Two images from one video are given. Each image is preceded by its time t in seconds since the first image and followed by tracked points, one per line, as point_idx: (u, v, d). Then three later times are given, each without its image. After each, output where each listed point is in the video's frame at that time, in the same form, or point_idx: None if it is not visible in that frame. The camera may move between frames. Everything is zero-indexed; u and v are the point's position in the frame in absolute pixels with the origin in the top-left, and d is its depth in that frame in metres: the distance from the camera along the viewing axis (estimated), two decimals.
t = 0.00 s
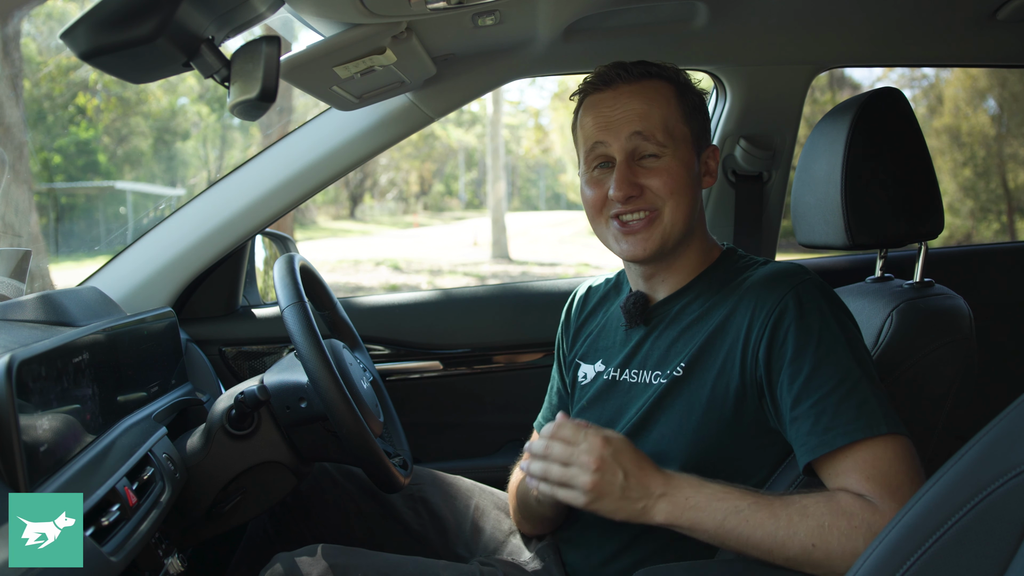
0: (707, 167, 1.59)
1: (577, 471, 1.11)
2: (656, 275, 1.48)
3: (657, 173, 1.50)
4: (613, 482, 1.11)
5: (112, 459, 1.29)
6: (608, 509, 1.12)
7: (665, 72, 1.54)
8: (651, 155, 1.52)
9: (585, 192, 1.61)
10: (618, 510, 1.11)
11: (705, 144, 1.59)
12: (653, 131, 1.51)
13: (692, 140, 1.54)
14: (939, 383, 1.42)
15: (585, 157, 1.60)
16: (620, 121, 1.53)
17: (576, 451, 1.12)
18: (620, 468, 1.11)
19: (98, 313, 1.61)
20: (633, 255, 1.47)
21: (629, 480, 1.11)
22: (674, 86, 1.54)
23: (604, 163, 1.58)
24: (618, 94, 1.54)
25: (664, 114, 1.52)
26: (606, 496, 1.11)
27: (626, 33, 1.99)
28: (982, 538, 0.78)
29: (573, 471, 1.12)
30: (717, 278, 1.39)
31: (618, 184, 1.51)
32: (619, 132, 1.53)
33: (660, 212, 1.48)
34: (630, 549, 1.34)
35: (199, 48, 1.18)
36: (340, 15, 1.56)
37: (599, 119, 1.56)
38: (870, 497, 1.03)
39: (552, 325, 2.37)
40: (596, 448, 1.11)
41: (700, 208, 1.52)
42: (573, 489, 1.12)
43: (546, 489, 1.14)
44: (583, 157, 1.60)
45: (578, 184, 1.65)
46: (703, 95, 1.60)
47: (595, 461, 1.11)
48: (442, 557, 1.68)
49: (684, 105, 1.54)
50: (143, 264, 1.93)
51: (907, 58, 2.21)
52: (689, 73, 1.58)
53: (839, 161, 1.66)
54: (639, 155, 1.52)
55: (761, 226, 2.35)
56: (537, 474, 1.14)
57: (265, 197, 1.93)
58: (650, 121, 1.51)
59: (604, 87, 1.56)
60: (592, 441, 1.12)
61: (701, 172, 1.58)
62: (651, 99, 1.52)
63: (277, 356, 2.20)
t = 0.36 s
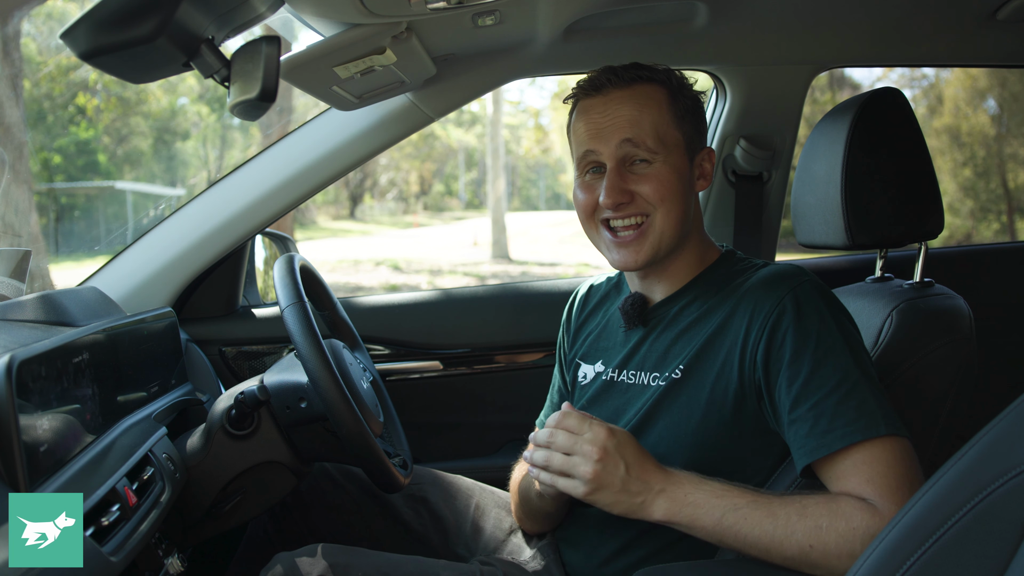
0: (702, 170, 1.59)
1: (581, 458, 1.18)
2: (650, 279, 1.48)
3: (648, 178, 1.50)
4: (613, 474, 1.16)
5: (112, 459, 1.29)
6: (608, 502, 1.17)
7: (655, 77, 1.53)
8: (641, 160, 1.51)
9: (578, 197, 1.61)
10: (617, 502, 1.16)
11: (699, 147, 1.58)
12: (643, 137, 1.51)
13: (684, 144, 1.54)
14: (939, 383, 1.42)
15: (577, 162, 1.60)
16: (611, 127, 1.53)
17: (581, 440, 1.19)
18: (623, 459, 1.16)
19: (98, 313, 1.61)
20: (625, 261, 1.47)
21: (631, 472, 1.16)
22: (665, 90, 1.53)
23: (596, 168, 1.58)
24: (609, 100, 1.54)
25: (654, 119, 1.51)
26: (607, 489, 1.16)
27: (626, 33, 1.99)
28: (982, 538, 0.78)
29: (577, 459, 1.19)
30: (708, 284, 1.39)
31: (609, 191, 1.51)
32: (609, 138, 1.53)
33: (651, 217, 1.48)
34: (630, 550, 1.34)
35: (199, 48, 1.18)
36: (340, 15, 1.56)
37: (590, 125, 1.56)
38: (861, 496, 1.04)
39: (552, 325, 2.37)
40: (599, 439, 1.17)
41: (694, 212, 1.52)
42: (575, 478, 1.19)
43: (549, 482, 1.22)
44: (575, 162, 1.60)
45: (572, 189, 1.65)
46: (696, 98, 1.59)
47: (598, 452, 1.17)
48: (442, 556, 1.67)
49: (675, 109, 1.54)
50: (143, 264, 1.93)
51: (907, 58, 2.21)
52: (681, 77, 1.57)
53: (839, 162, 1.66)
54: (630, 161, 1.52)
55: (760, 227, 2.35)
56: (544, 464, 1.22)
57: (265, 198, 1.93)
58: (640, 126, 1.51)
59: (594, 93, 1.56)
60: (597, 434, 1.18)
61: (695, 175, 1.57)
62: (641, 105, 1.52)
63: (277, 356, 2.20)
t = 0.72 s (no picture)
0: (706, 167, 1.58)
1: (566, 502, 1.16)
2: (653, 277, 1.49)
3: (649, 175, 1.50)
4: (601, 510, 1.14)
5: (112, 459, 1.29)
6: (603, 539, 1.15)
7: (660, 73, 1.53)
8: (643, 156, 1.52)
9: (581, 192, 1.63)
10: (612, 537, 1.15)
11: (703, 143, 1.57)
12: (645, 133, 1.51)
13: (687, 141, 1.53)
14: (939, 383, 1.41)
15: (581, 157, 1.61)
16: (613, 123, 1.53)
17: (563, 484, 1.17)
18: (608, 493, 1.15)
19: (98, 313, 1.61)
20: (626, 258, 1.49)
21: (618, 507, 1.15)
22: (670, 86, 1.53)
23: (600, 163, 1.59)
24: (613, 95, 1.54)
25: (657, 115, 1.51)
26: (599, 527, 1.15)
27: (626, 33, 1.99)
28: (982, 538, 0.78)
29: (562, 502, 1.17)
30: (710, 283, 1.40)
31: (609, 186, 1.52)
32: (612, 134, 1.54)
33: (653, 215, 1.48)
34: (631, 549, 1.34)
35: (199, 48, 1.18)
36: (340, 15, 1.56)
37: (594, 120, 1.56)
38: (860, 496, 1.04)
39: (552, 325, 2.37)
40: (580, 481, 1.16)
41: (696, 209, 1.51)
42: (565, 521, 1.17)
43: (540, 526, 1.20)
44: (579, 157, 1.61)
45: (576, 183, 1.66)
46: (702, 93, 1.58)
47: (582, 492, 1.15)
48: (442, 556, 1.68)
49: (679, 106, 1.53)
50: (143, 264, 1.93)
51: (907, 58, 2.21)
52: (687, 72, 1.57)
53: (840, 162, 1.66)
54: (633, 156, 1.52)
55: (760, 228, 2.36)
56: (531, 508, 1.20)
57: (265, 198, 1.93)
58: (642, 123, 1.51)
59: (599, 87, 1.56)
60: (578, 473, 1.16)
61: (698, 172, 1.56)
62: (645, 100, 1.52)
63: (277, 356, 2.20)
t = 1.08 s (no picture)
0: (721, 167, 1.58)
1: (568, 496, 1.21)
2: (660, 271, 1.50)
3: (667, 172, 1.50)
4: (602, 505, 1.18)
5: (112, 459, 1.29)
6: (603, 533, 1.19)
7: (684, 71, 1.52)
8: (662, 153, 1.52)
9: (596, 185, 1.62)
10: (613, 531, 1.18)
11: (720, 143, 1.57)
12: (665, 130, 1.51)
13: (706, 140, 1.53)
14: (939, 383, 1.41)
15: (598, 150, 1.61)
16: (634, 118, 1.53)
17: (564, 478, 1.22)
18: (609, 489, 1.18)
19: (98, 314, 1.61)
20: (636, 252, 1.49)
21: (619, 502, 1.17)
22: (693, 85, 1.53)
23: (617, 157, 1.59)
24: (635, 90, 1.54)
25: (678, 112, 1.51)
26: (598, 521, 1.19)
27: (626, 33, 1.99)
28: (982, 538, 0.78)
29: (563, 497, 1.21)
30: (717, 279, 1.41)
31: (626, 181, 1.52)
32: (632, 129, 1.53)
33: (667, 211, 1.49)
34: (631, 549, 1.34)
35: (199, 48, 1.18)
36: (339, 15, 1.56)
37: (614, 114, 1.56)
38: (859, 496, 1.04)
39: (552, 325, 2.37)
40: (580, 475, 1.20)
41: (711, 208, 1.52)
42: (567, 515, 1.22)
43: (543, 518, 1.25)
44: (596, 150, 1.61)
45: (590, 176, 1.66)
46: (723, 94, 1.58)
47: (583, 486, 1.19)
48: (442, 556, 1.68)
49: (701, 104, 1.53)
50: (143, 264, 1.93)
51: (907, 58, 2.21)
52: (709, 71, 1.56)
53: (839, 162, 1.66)
54: (651, 152, 1.52)
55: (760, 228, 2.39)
56: (535, 500, 1.26)
57: (265, 198, 1.93)
58: (664, 119, 1.51)
59: (622, 82, 1.56)
60: (579, 468, 1.21)
61: (714, 172, 1.56)
62: (667, 97, 1.51)
63: (277, 356, 2.20)
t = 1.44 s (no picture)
0: (715, 165, 1.55)
1: (604, 420, 1.00)
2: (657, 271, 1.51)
3: (649, 174, 1.50)
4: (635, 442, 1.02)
5: (112, 459, 1.29)
6: (620, 470, 1.03)
7: (668, 72, 1.53)
8: (644, 156, 1.51)
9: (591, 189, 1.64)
10: (630, 471, 1.03)
11: (713, 140, 1.55)
12: (645, 133, 1.51)
13: (691, 141, 1.52)
14: (939, 383, 1.41)
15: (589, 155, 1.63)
16: (617, 123, 1.54)
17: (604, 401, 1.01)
18: (644, 427, 1.02)
19: (98, 313, 1.61)
20: (625, 256, 1.51)
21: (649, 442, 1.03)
22: (676, 86, 1.52)
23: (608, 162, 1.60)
24: (619, 95, 1.55)
25: (659, 115, 1.51)
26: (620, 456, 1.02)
27: (627, 33, 1.99)
28: (982, 538, 0.78)
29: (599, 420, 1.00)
30: (721, 280, 1.41)
31: (609, 184, 1.53)
32: (616, 134, 1.55)
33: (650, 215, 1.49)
34: (631, 548, 1.34)
35: (199, 48, 1.18)
36: (339, 15, 1.56)
37: (601, 119, 1.58)
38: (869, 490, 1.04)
39: (552, 325, 2.37)
40: (616, 402, 1.01)
41: (700, 208, 1.50)
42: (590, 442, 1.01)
43: (558, 450, 1.01)
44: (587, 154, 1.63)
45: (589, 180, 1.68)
46: (716, 88, 1.55)
47: (617, 417, 1.00)
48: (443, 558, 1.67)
49: (684, 105, 1.52)
50: (143, 264, 1.93)
51: (907, 59, 2.21)
52: (698, 67, 1.55)
53: (840, 162, 1.66)
54: (634, 157, 1.52)
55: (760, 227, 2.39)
56: (556, 423, 1.01)
57: (266, 198, 1.93)
58: (643, 122, 1.51)
59: (609, 87, 1.57)
60: (616, 397, 1.01)
61: (706, 171, 1.54)
62: (649, 101, 1.52)
63: (277, 356, 2.20)
